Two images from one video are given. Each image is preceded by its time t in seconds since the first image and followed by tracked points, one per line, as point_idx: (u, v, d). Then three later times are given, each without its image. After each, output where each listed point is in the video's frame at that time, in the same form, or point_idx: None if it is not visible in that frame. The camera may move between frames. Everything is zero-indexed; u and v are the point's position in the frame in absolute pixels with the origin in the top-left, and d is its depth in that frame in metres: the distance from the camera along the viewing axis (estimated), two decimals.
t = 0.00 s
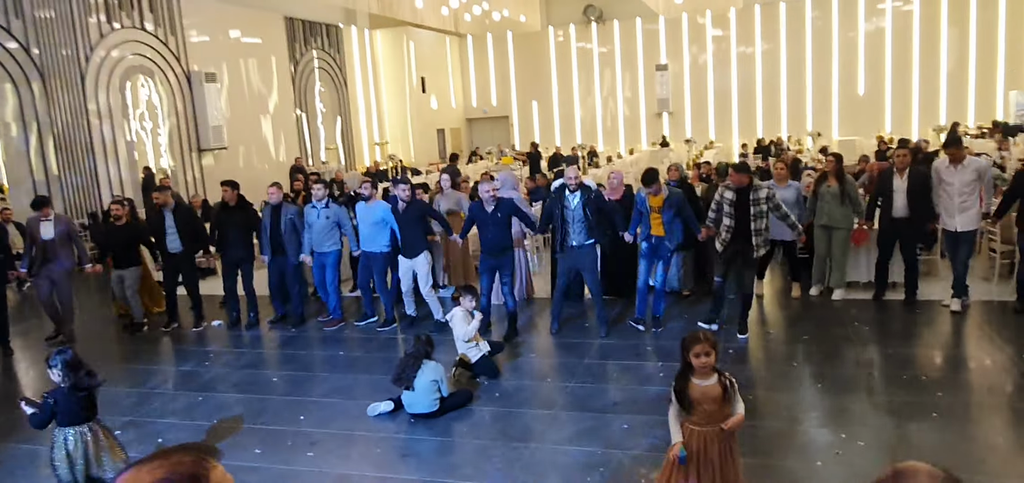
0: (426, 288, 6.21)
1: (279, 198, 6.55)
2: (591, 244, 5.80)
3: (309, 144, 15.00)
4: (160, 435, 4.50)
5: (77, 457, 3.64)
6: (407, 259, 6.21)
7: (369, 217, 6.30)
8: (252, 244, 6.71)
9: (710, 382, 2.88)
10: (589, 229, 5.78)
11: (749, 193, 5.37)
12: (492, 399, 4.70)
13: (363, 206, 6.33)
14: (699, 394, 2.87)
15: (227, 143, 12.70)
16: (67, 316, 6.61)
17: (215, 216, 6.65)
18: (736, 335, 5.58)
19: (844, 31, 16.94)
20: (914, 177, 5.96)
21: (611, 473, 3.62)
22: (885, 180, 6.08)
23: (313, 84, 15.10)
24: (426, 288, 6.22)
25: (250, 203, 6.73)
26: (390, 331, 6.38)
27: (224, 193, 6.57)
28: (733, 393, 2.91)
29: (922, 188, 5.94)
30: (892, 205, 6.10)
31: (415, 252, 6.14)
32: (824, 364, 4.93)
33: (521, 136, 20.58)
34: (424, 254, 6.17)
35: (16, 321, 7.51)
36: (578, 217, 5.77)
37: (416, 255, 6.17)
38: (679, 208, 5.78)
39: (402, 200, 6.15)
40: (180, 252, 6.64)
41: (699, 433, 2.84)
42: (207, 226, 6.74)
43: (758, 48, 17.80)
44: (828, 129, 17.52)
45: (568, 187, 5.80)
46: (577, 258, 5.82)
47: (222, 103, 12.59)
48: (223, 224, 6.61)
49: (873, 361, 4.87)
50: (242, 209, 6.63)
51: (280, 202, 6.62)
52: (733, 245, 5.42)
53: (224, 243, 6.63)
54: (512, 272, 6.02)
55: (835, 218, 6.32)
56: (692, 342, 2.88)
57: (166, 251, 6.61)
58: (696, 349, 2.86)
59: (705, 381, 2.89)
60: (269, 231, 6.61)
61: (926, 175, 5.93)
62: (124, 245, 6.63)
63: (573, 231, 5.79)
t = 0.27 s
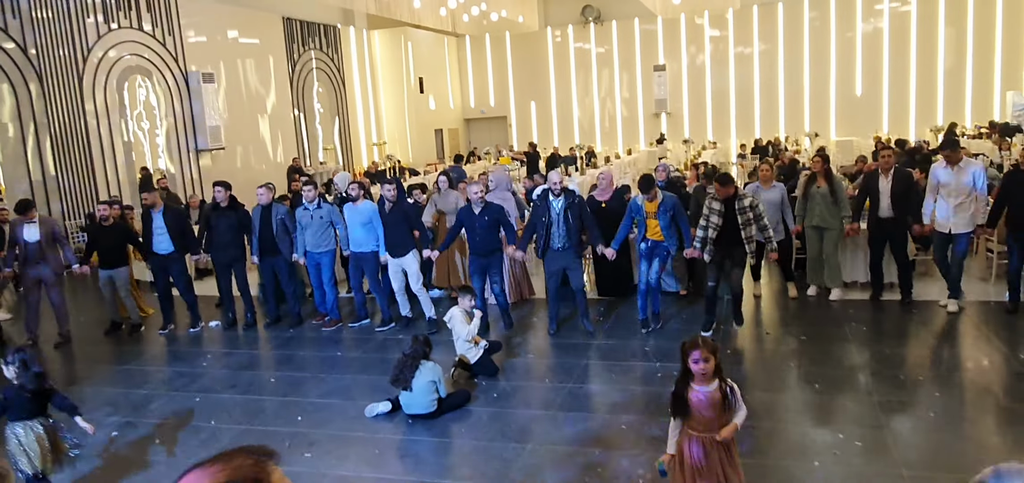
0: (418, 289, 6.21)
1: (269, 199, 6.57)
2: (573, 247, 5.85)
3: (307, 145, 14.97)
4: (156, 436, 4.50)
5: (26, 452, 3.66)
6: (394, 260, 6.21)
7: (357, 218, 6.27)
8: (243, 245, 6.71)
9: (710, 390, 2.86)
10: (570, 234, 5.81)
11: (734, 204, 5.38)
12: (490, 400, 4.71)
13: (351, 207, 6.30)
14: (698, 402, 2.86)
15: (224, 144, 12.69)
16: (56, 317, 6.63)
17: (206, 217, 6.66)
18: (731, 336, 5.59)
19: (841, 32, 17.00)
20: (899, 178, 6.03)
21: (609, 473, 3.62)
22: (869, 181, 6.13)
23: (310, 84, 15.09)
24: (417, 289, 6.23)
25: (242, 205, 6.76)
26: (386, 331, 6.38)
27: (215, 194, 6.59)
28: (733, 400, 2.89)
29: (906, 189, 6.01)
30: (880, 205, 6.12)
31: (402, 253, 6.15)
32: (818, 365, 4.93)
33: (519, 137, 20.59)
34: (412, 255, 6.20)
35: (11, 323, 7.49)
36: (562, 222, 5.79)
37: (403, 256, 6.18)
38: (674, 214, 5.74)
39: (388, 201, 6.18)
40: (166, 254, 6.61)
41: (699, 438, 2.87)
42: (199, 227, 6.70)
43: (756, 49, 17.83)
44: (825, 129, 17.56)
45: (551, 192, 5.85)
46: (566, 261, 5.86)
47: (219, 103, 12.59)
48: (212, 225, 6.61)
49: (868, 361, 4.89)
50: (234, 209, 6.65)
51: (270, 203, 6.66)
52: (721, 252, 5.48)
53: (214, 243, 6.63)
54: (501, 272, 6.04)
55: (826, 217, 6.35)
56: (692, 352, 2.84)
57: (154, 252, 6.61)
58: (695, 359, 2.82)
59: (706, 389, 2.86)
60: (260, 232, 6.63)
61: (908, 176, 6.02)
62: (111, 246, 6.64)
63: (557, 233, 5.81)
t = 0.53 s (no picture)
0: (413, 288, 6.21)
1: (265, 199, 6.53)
2: (570, 244, 5.85)
3: (306, 146, 14.97)
4: (155, 436, 4.49)
5: None
6: (389, 259, 6.20)
7: (353, 218, 6.32)
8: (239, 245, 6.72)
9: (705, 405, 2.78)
10: (565, 232, 5.79)
11: (733, 198, 5.39)
12: (489, 400, 4.70)
13: (346, 207, 6.37)
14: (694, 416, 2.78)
15: (223, 144, 12.69)
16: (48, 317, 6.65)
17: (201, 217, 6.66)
18: (729, 336, 5.59)
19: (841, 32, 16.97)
20: (893, 176, 6.05)
21: (607, 474, 3.62)
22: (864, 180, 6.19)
23: (310, 85, 15.08)
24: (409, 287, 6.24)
25: (238, 205, 6.73)
26: (384, 332, 6.37)
27: (212, 195, 6.55)
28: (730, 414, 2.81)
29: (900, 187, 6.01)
30: (872, 203, 6.14)
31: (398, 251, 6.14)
32: (822, 368, 4.92)
33: (518, 137, 20.59)
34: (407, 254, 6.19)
35: (9, 323, 7.47)
36: (558, 218, 5.77)
37: (399, 256, 6.16)
38: (679, 210, 5.77)
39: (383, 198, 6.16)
40: (159, 255, 6.61)
41: (694, 455, 2.78)
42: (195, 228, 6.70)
43: (755, 49, 17.83)
44: (824, 130, 17.56)
45: (546, 189, 5.84)
46: (563, 258, 5.87)
47: (218, 104, 12.58)
48: (207, 226, 6.61)
49: (867, 361, 4.89)
50: (230, 209, 6.64)
51: (265, 202, 6.60)
52: (715, 245, 5.48)
53: (210, 243, 6.64)
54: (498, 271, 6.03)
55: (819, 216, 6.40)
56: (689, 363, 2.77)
57: (148, 253, 6.62)
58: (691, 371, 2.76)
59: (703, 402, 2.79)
60: (255, 231, 6.57)
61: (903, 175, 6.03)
62: (105, 247, 6.65)
63: (553, 231, 5.78)
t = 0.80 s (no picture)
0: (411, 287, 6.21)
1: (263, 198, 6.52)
2: (568, 245, 5.86)
3: (305, 146, 14.98)
4: (153, 436, 4.49)
5: None
6: (389, 260, 6.20)
7: (353, 217, 6.31)
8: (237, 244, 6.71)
9: (698, 421, 2.68)
10: (565, 235, 5.80)
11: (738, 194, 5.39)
12: (488, 399, 4.71)
13: (347, 207, 6.33)
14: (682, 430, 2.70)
15: (222, 144, 12.68)
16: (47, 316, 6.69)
17: (200, 216, 6.65)
18: (728, 336, 5.60)
19: (841, 33, 16.99)
20: (892, 176, 6.05)
21: (606, 473, 3.62)
22: (863, 180, 6.17)
23: (309, 85, 15.08)
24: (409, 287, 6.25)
25: (235, 204, 6.74)
26: (383, 332, 6.37)
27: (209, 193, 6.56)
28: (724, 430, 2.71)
29: (898, 187, 6.03)
30: (871, 205, 6.16)
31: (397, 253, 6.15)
32: (819, 363, 4.94)
33: (517, 137, 20.59)
34: (407, 255, 6.20)
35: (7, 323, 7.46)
36: (560, 222, 5.78)
37: (398, 256, 6.18)
38: (684, 212, 5.70)
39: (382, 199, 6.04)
40: (158, 252, 6.60)
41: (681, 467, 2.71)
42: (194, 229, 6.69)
43: (753, 49, 17.85)
44: (823, 130, 17.59)
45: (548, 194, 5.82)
46: (564, 260, 5.87)
47: (217, 104, 12.58)
48: (206, 224, 6.61)
49: (866, 360, 4.89)
50: (227, 209, 6.66)
51: (263, 202, 6.59)
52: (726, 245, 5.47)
53: (209, 242, 6.63)
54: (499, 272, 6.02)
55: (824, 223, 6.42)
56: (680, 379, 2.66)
57: (146, 251, 6.61)
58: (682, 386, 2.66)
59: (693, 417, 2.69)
60: (253, 231, 6.55)
61: (901, 175, 6.04)
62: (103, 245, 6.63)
63: (553, 233, 5.80)
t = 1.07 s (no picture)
0: (415, 288, 6.17)
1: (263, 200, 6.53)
2: (576, 241, 5.86)
3: (305, 146, 14.98)
4: (153, 437, 4.48)
5: None
6: (392, 261, 6.16)
7: (353, 218, 6.32)
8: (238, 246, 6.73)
9: (706, 429, 2.58)
10: (571, 233, 5.81)
11: (744, 194, 5.28)
12: (488, 399, 4.71)
13: (346, 208, 6.35)
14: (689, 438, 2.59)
15: (222, 144, 12.67)
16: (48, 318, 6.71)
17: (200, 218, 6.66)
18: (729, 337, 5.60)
19: (842, 33, 17.00)
20: (894, 178, 6.01)
21: (606, 473, 3.62)
22: (866, 179, 6.11)
23: (309, 85, 15.08)
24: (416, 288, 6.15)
25: (235, 205, 6.74)
26: (384, 332, 6.37)
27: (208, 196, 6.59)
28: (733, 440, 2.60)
29: (901, 188, 6.00)
30: (874, 206, 6.13)
31: (400, 254, 6.12)
32: (819, 363, 4.95)
33: (517, 137, 20.58)
34: (410, 257, 6.16)
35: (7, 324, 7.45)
36: (566, 219, 5.80)
37: (401, 257, 6.14)
38: (691, 209, 5.79)
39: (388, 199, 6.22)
40: (159, 255, 6.65)
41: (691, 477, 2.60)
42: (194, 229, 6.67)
43: (753, 49, 17.85)
44: (822, 130, 17.60)
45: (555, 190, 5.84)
46: (570, 260, 5.84)
47: (217, 104, 12.58)
48: (206, 226, 6.61)
49: (866, 360, 4.90)
50: (227, 210, 6.64)
51: (263, 204, 6.61)
52: (738, 245, 5.36)
53: (210, 244, 6.63)
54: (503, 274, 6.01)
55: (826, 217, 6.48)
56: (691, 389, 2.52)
57: (147, 253, 6.63)
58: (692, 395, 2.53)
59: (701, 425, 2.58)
60: (255, 233, 6.58)
61: (903, 177, 6.02)
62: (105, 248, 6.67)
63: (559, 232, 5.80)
